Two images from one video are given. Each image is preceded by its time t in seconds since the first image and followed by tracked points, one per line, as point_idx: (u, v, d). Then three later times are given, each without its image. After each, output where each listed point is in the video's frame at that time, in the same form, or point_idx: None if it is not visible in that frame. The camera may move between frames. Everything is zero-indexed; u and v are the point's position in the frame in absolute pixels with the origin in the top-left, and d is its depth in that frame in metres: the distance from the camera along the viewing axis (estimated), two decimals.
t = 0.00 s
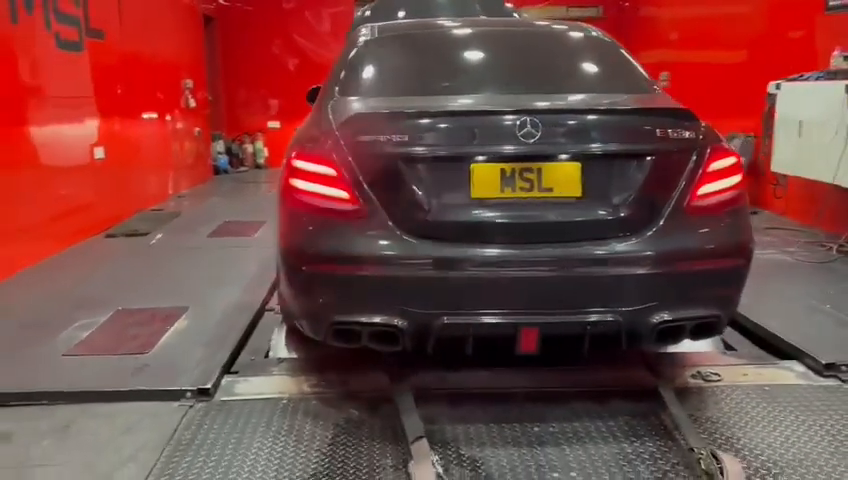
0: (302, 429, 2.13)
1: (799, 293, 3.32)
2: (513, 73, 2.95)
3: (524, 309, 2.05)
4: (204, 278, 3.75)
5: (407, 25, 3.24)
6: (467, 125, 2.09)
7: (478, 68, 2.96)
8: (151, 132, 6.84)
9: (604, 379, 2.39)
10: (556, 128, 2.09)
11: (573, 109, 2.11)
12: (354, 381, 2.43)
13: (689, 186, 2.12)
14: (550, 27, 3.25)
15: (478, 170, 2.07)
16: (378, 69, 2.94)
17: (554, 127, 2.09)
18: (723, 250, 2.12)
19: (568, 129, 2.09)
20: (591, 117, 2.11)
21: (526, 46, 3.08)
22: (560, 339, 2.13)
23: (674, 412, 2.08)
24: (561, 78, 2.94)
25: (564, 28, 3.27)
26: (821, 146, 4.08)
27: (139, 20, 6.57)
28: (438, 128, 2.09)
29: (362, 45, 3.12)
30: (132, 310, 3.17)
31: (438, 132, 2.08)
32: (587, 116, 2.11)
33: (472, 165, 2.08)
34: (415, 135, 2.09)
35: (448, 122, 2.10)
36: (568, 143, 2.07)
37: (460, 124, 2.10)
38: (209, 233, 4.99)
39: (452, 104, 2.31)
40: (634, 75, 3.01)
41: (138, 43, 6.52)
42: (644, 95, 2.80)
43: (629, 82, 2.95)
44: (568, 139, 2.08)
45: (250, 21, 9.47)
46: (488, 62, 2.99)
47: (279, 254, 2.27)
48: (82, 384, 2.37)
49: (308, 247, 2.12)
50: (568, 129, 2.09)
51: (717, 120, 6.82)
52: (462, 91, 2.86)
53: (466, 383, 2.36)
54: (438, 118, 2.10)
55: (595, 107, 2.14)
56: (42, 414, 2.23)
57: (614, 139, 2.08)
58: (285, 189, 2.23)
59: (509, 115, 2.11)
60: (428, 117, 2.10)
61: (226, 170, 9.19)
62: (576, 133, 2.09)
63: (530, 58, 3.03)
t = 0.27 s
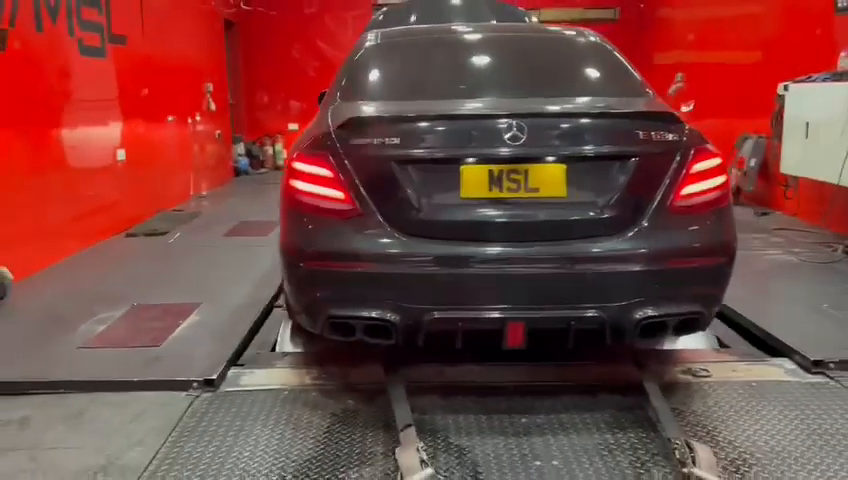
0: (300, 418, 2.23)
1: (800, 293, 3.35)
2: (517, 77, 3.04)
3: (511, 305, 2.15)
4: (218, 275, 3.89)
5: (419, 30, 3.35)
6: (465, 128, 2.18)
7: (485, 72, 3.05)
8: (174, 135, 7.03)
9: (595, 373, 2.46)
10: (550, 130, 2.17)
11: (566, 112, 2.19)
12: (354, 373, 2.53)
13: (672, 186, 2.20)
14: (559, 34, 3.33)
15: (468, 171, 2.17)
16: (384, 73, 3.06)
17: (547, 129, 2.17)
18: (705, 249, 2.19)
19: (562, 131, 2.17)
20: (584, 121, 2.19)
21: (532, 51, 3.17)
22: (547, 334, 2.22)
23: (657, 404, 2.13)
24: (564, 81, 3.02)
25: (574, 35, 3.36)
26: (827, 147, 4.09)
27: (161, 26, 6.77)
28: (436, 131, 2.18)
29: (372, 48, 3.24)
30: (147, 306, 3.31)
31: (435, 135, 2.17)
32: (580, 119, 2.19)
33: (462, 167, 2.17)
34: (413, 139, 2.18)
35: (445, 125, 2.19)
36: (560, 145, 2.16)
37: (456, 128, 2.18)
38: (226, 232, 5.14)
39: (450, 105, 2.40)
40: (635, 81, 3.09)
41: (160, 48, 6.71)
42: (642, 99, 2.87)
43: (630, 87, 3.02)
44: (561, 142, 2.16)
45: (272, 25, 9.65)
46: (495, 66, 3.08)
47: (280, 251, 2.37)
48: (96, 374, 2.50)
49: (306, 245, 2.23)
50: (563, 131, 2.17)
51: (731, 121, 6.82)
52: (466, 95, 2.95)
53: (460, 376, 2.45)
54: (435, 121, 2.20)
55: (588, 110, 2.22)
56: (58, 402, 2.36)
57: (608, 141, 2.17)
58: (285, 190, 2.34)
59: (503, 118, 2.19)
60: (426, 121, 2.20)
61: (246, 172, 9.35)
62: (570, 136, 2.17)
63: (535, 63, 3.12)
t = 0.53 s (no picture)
0: (296, 412, 2.31)
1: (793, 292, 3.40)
2: (514, 82, 3.11)
3: (498, 302, 2.22)
4: (223, 275, 3.99)
5: (423, 35, 3.42)
6: (458, 131, 2.26)
7: (484, 77, 3.12)
8: (182, 138, 7.14)
9: (584, 369, 2.52)
10: (542, 134, 2.24)
11: (557, 117, 2.26)
12: (350, 369, 2.61)
13: (655, 187, 2.27)
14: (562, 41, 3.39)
15: (457, 173, 2.25)
16: (383, 78, 3.14)
17: (539, 133, 2.25)
18: (688, 248, 2.26)
19: (554, 135, 2.24)
20: (574, 124, 2.26)
21: (530, 55, 3.24)
22: (533, 330, 2.30)
23: (640, 399, 2.19)
24: (560, 86, 3.09)
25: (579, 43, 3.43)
26: (823, 149, 4.13)
27: (170, 31, 6.89)
28: (429, 134, 2.26)
29: (373, 52, 3.33)
30: (153, 304, 3.41)
31: (430, 139, 2.25)
32: (571, 123, 2.26)
33: (451, 169, 2.25)
34: (408, 142, 2.26)
35: (438, 128, 2.26)
36: (551, 147, 2.24)
37: (449, 131, 2.26)
38: (233, 233, 5.25)
39: (444, 108, 2.48)
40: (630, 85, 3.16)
41: (169, 53, 6.83)
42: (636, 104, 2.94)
43: (625, 92, 3.09)
44: (552, 144, 2.24)
45: (280, 29, 9.77)
46: (493, 71, 3.15)
47: (278, 250, 2.45)
48: (101, 369, 2.59)
49: (301, 245, 2.31)
50: (554, 135, 2.24)
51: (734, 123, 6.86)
52: (463, 99, 3.03)
53: (452, 372, 2.52)
54: (429, 124, 2.27)
55: (578, 113, 2.29)
56: (65, 396, 2.46)
57: (598, 143, 2.24)
58: (282, 191, 2.42)
59: (496, 123, 2.27)
60: (421, 124, 2.27)
61: (254, 174, 9.46)
62: (562, 139, 2.24)
63: (533, 68, 3.18)
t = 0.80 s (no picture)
0: (290, 401, 2.42)
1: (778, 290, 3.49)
2: (508, 86, 3.20)
3: (482, 296, 2.34)
4: (225, 273, 4.11)
5: (423, 39, 3.52)
6: (446, 133, 2.36)
7: (480, 81, 3.22)
8: (189, 140, 7.27)
9: (568, 361, 2.62)
10: (528, 136, 2.35)
11: (543, 119, 2.36)
12: (343, 362, 2.72)
13: (634, 186, 2.38)
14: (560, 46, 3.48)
15: (443, 174, 2.36)
16: (381, 81, 3.24)
17: (525, 135, 2.35)
18: (663, 244, 2.37)
19: (541, 136, 2.34)
20: (560, 127, 2.36)
21: (524, 60, 3.33)
22: (516, 323, 2.41)
23: (617, 389, 2.28)
24: (553, 90, 3.19)
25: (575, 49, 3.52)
26: (812, 150, 4.21)
27: (177, 35, 7.02)
28: (418, 136, 2.36)
29: (372, 54, 3.44)
30: (156, 301, 3.53)
31: (421, 140, 2.35)
32: (556, 125, 2.36)
33: (437, 169, 2.36)
34: (399, 144, 2.36)
35: (427, 130, 2.37)
36: (538, 148, 2.34)
37: (439, 133, 2.36)
38: (236, 232, 5.37)
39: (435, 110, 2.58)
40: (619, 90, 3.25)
41: (176, 56, 6.96)
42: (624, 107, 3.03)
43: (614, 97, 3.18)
44: (539, 145, 2.34)
45: (287, 33, 9.91)
46: (489, 75, 3.25)
47: (273, 246, 2.56)
48: (105, 361, 2.71)
49: (295, 242, 2.42)
50: (541, 136, 2.34)
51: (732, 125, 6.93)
52: (457, 102, 3.13)
53: (441, 364, 2.62)
54: (418, 126, 2.37)
55: (564, 115, 2.39)
56: (71, 386, 2.58)
57: (582, 145, 2.35)
58: (278, 191, 2.54)
59: (484, 125, 2.37)
60: (411, 126, 2.37)
61: (259, 175, 9.60)
62: (548, 140, 2.35)
63: (527, 72, 3.28)
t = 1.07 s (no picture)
0: (287, 394, 2.50)
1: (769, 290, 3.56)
2: (503, 89, 3.28)
3: (471, 293, 2.43)
4: (228, 271, 4.20)
5: (423, 43, 3.60)
6: (441, 136, 2.44)
7: (478, 84, 3.30)
8: (193, 141, 7.37)
9: (556, 356, 2.70)
10: (521, 139, 2.43)
11: (536, 122, 2.44)
12: (340, 356, 2.81)
13: (618, 187, 2.46)
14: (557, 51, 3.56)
15: (435, 175, 2.44)
16: (379, 84, 3.33)
17: (519, 138, 2.43)
18: (647, 243, 2.45)
19: (533, 139, 2.43)
20: (551, 130, 2.44)
21: (521, 64, 3.41)
22: (504, 318, 2.49)
23: (602, 383, 2.36)
24: (548, 94, 3.27)
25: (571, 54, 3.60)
26: (804, 152, 4.28)
27: (182, 37, 7.12)
28: (414, 138, 2.45)
29: (372, 57, 3.53)
30: (160, 297, 3.63)
31: (416, 142, 2.44)
32: (549, 128, 2.45)
33: (429, 170, 2.44)
34: (395, 146, 2.45)
35: (423, 133, 2.45)
36: (531, 150, 2.42)
37: (434, 135, 2.44)
38: (239, 232, 5.46)
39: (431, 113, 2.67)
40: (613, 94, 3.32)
41: (181, 58, 7.06)
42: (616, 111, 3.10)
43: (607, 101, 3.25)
44: (531, 147, 2.42)
45: (292, 35, 10.01)
46: (486, 79, 3.33)
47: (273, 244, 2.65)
48: (110, 354, 2.81)
49: (293, 240, 2.51)
50: (533, 139, 2.43)
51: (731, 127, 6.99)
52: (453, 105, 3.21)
53: (434, 358, 2.71)
54: (413, 128, 2.46)
55: (555, 118, 2.47)
56: (76, 378, 2.67)
57: (574, 147, 2.43)
58: (276, 191, 2.62)
59: (477, 128, 2.45)
60: (407, 129, 2.46)
61: (263, 176, 9.70)
62: (541, 143, 2.43)
63: (523, 76, 3.36)
